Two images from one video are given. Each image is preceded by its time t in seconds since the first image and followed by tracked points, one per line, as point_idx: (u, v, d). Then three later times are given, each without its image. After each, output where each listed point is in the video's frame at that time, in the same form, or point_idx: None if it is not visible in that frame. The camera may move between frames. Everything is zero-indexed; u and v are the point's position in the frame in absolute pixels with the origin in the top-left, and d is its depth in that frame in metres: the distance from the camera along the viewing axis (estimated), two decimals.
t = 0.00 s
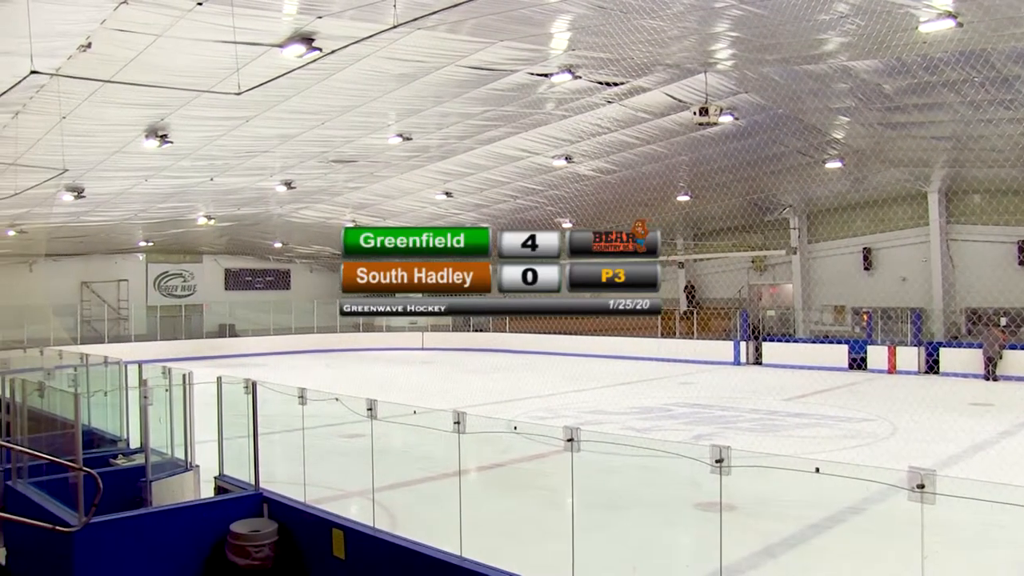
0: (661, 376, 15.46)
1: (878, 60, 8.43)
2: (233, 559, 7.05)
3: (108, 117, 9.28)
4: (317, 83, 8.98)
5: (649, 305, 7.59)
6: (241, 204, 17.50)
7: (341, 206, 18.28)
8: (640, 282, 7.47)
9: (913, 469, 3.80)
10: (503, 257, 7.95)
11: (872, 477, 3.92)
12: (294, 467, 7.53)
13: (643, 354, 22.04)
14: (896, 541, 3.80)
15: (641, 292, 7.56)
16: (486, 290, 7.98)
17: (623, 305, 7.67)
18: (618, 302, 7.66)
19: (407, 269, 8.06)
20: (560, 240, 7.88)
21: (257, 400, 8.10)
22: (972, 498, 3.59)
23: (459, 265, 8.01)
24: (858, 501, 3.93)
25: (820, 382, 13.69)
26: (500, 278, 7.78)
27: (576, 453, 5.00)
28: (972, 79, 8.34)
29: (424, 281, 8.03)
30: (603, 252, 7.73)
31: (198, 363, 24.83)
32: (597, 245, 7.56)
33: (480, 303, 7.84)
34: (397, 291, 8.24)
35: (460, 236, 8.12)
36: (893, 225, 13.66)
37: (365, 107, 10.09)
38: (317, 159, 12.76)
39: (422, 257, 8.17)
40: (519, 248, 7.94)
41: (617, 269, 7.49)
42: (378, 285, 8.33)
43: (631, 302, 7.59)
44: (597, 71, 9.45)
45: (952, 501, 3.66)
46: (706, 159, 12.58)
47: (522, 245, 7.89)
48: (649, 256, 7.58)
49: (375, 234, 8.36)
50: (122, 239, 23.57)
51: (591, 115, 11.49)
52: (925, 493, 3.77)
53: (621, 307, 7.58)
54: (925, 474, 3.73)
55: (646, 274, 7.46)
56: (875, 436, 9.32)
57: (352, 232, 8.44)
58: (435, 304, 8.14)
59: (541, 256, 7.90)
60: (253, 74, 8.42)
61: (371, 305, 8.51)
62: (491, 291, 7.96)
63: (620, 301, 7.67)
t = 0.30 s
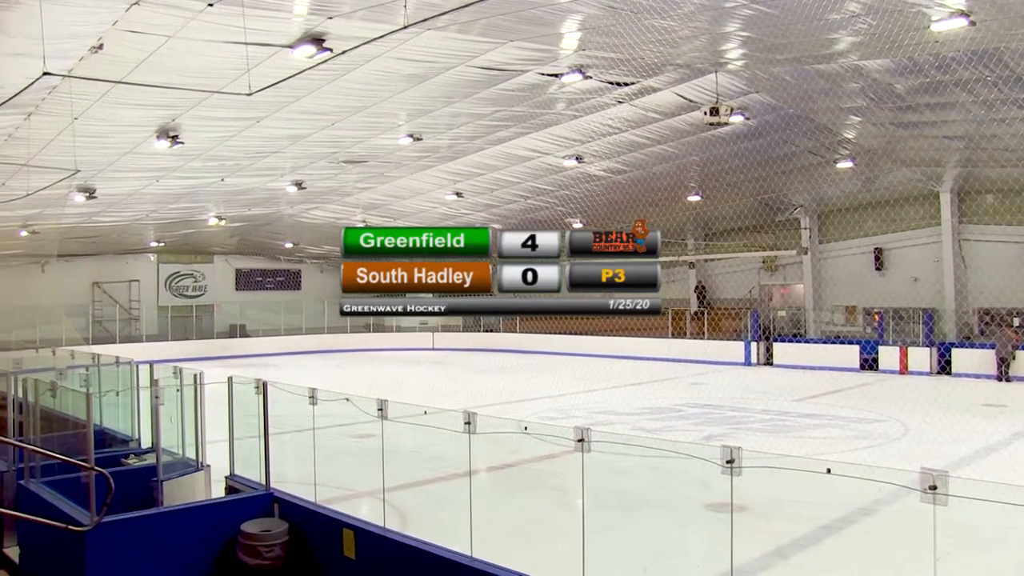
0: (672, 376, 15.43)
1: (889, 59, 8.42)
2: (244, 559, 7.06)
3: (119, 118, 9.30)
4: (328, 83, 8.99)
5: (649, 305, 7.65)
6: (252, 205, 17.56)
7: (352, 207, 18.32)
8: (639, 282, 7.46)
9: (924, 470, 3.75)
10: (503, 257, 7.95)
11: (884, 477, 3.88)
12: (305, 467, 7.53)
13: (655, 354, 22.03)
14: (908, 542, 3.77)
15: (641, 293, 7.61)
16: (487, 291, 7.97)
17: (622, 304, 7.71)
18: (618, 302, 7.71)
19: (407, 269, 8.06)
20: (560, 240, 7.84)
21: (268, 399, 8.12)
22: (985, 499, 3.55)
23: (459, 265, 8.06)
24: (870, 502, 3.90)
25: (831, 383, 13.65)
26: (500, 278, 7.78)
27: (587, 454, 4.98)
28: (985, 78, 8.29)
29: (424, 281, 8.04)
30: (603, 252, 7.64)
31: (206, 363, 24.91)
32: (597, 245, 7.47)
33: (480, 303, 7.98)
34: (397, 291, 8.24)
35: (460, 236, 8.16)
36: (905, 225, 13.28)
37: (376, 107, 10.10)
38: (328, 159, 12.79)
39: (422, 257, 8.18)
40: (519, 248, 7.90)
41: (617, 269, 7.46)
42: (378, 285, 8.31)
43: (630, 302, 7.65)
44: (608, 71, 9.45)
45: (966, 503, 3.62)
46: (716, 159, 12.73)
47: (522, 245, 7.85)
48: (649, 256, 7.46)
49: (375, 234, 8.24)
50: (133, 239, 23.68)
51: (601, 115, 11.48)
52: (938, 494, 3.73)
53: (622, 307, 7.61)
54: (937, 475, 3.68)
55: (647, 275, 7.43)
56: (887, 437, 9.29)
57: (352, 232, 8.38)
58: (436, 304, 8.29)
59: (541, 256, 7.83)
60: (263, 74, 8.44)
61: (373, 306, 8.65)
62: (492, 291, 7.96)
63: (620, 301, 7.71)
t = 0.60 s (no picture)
0: (682, 377, 15.39)
1: (900, 58, 8.41)
2: (254, 558, 7.07)
3: (130, 119, 9.34)
4: (337, 84, 9.00)
5: (649, 306, 7.55)
6: (262, 205, 17.61)
7: (362, 207, 18.37)
8: (639, 283, 7.39)
9: (935, 472, 3.73)
10: (503, 257, 7.88)
11: (894, 478, 3.86)
12: (315, 469, 7.53)
13: (666, 355, 22.06)
14: (920, 544, 3.73)
15: (641, 292, 7.50)
16: (487, 291, 8.00)
17: (623, 305, 7.60)
18: (618, 302, 7.60)
19: (406, 269, 7.98)
20: (560, 240, 7.85)
21: (278, 400, 8.13)
22: (996, 500, 3.52)
23: (459, 266, 8.08)
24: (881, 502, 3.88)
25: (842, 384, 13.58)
26: (500, 279, 7.76)
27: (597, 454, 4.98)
28: (998, 77, 8.24)
29: (423, 281, 8.03)
30: (603, 252, 7.67)
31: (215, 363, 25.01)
32: (597, 245, 7.52)
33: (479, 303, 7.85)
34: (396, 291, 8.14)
35: (460, 237, 8.09)
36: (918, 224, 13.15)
37: (386, 107, 10.11)
38: (338, 160, 12.82)
39: (422, 257, 8.18)
40: (519, 248, 7.89)
41: (617, 269, 7.40)
42: (378, 285, 8.26)
43: (631, 302, 7.55)
44: (618, 72, 9.46)
45: (977, 504, 3.59)
46: (726, 159, 12.60)
47: (522, 245, 7.82)
48: (649, 255, 7.59)
49: (375, 234, 8.23)
50: (143, 240, 23.78)
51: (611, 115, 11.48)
52: (949, 495, 3.71)
53: (621, 307, 7.53)
54: (948, 477, 3.65)
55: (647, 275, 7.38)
56: (898, 438, 9.25)
57: (352, 232, 8.36)
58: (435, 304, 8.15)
59: (541, 256, 7.83)
60: (273, 75, 8.45)
61: (373, 306, 8.44)
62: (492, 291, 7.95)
63: (621, 301, 7.61)
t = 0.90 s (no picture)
0: (692, 377, 15.34)
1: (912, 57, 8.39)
2: (264, 558, 7.08)
3: (140, 120, 9.38)
4: (347, 84, 9.00)
5: (649, 306, 7.44)
6: (271, 205, 17.65)
7: (371, 206, 18.41)
8: (640, 283, 7.41)
9: (948, 473, 3.70)
10: (503, 257, 7.85)
11: (906, 479, 3.83)
12: (325, 469, 7.54)
13: (676, 355, 22.06)
14: (930, 545, 3.73)
15: (640, 292, 7.43)
16: (488, 291, 7.93)
17: (623, 305, 7.55)
18: (618, 302, 7.58)
19: (407, 269, 7.99)
20: (560, 240, 7.77)
21: (287, 400, 8.13)
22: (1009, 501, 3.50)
23: (459, 266, 8.00)
24: (892, 503, 3.85)
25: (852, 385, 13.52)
26: (500, 278, 7.72)
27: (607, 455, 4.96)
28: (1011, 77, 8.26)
29: (424, 281, 8.01)
30: (603, 252, 7.63)
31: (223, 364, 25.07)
32: (597, 245, 7.46)
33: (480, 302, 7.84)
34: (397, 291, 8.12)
35: (460, 236, 8.11)
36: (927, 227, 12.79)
37: (396, 107, 10.12)
38: (347, 160, 12.83)
39: (422, 257, 8.15)
40: (519, 248, 7.84)
41: (617, 269, 7.44)
42: (378, 285, 8.22)
43: (631, 302, 7.48)
44: (628, 71, 9.47)
45: (990, 505, 3.57)
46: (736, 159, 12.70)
47: (522, 245, 7.79)
48: (649, 256, 7.47)
49: (375, 234, 8.27)
50: (153, 241, 23.86)
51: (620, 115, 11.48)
52: (962, 496, 3.68)
53: (621, 307, 7.48)
54: (960, 477, 3.62)
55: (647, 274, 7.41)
56: (909, 439, 9.20)
57: (352, 232, 8.39)
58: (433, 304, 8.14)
59: (541, 256, 7.79)
60: (282, 75, 8.46)
61: (372, 306, 8.37)
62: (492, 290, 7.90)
63: (620, 301, 7.58)
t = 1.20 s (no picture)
0: (700, 377, 15.33)
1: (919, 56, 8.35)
2: (272, 558, 7.08)
3: (149, 120, 9.41)
4: (355, 84, 9.01)
5: (650, 306, 7.21)
6: (280, 206, 17.69)
7: (380, 206, 18.44)
8: (640, 283, 7.27)
9: (956, 474, 3.66)
10: (503, 257, 7.84)
11: (914, 480, 3.78)
12: (333, 470, 7.54)
13: (685, 355, 22.08)
14: (938, 546, 3.71)
15: (641, 292, 7.20)
16: (487, 290, 7.83)
17: (623, 305, 7.41)
18: (618, 302, 7.44)
19: (406, 269, 7.96)
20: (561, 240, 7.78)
21: (296, 399, 8.14)
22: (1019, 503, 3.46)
23: (459, 266, 7.95)
24: (900, 504, 3.81)
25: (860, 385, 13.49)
26: (500, 278, 7.71)
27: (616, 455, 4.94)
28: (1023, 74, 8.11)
29: (424, 281, 8.00)
30: (603, 252, 7.54)
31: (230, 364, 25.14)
32: (597, 244, 7.39)
33: (481, 302, 7.76)
34: (397, 291, 8.11)
35: (460, 236, 8.10)
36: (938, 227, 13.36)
37: (405, 107, 10.13)
38: (356, 160, 12.85)
39: (422, 257, 8.15)
40: (519, 248, 7.82)
41: (617, 269, 7.35)
42: (378, 285, 8.19)
43: (631, 302, 7.26)
44: (636, 72, 9.47)
45: (999, 508, 3.53)
46: (743, 159, 12.69)
47: (522, 245, 7.77)
48: (649, 255, 7.42)
49: (375, 234, 8.38)
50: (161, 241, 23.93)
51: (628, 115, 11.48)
52: (971, 497, 3.63)
53: (622, 308, 7.29)
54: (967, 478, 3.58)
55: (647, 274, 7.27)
56: (918, 440, 9.19)
57: (352, 233, 8.49)
58: (433, 305, 8.04)
59: (541, 256, 7.77)
60: (291, 76, 8.48)
61: (373, 306, 8.36)
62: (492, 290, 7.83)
63: (621, 301, 7.43)
